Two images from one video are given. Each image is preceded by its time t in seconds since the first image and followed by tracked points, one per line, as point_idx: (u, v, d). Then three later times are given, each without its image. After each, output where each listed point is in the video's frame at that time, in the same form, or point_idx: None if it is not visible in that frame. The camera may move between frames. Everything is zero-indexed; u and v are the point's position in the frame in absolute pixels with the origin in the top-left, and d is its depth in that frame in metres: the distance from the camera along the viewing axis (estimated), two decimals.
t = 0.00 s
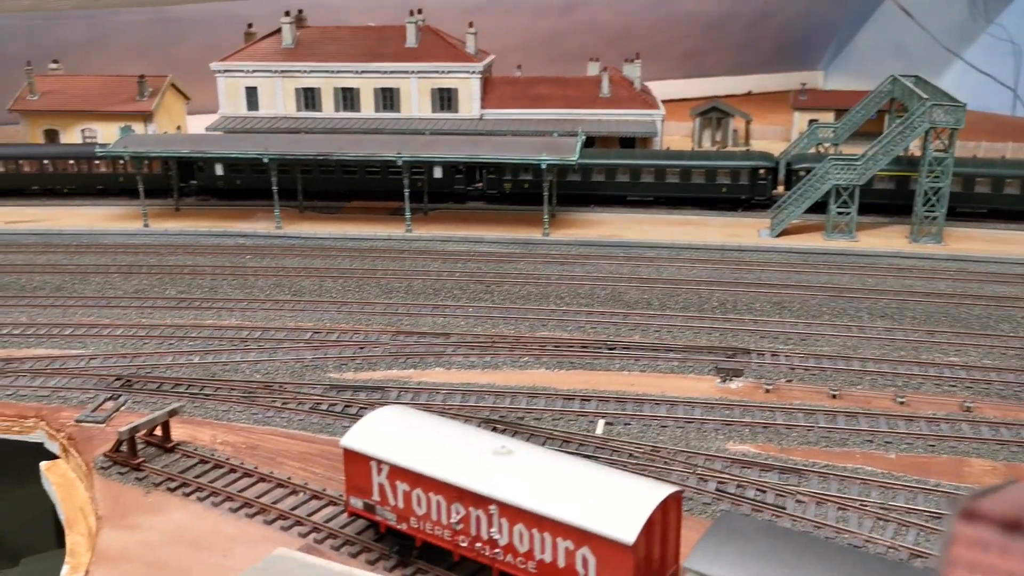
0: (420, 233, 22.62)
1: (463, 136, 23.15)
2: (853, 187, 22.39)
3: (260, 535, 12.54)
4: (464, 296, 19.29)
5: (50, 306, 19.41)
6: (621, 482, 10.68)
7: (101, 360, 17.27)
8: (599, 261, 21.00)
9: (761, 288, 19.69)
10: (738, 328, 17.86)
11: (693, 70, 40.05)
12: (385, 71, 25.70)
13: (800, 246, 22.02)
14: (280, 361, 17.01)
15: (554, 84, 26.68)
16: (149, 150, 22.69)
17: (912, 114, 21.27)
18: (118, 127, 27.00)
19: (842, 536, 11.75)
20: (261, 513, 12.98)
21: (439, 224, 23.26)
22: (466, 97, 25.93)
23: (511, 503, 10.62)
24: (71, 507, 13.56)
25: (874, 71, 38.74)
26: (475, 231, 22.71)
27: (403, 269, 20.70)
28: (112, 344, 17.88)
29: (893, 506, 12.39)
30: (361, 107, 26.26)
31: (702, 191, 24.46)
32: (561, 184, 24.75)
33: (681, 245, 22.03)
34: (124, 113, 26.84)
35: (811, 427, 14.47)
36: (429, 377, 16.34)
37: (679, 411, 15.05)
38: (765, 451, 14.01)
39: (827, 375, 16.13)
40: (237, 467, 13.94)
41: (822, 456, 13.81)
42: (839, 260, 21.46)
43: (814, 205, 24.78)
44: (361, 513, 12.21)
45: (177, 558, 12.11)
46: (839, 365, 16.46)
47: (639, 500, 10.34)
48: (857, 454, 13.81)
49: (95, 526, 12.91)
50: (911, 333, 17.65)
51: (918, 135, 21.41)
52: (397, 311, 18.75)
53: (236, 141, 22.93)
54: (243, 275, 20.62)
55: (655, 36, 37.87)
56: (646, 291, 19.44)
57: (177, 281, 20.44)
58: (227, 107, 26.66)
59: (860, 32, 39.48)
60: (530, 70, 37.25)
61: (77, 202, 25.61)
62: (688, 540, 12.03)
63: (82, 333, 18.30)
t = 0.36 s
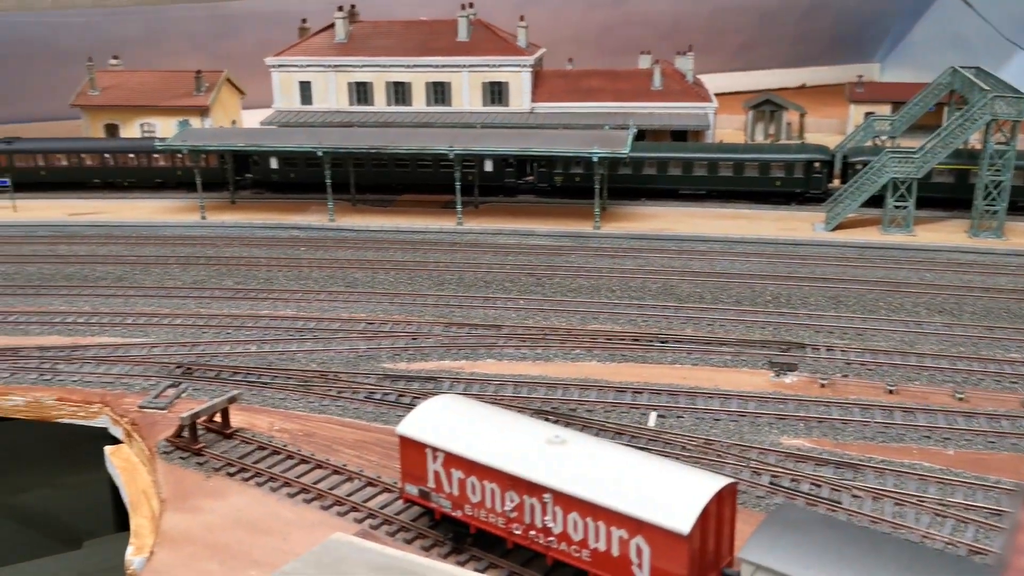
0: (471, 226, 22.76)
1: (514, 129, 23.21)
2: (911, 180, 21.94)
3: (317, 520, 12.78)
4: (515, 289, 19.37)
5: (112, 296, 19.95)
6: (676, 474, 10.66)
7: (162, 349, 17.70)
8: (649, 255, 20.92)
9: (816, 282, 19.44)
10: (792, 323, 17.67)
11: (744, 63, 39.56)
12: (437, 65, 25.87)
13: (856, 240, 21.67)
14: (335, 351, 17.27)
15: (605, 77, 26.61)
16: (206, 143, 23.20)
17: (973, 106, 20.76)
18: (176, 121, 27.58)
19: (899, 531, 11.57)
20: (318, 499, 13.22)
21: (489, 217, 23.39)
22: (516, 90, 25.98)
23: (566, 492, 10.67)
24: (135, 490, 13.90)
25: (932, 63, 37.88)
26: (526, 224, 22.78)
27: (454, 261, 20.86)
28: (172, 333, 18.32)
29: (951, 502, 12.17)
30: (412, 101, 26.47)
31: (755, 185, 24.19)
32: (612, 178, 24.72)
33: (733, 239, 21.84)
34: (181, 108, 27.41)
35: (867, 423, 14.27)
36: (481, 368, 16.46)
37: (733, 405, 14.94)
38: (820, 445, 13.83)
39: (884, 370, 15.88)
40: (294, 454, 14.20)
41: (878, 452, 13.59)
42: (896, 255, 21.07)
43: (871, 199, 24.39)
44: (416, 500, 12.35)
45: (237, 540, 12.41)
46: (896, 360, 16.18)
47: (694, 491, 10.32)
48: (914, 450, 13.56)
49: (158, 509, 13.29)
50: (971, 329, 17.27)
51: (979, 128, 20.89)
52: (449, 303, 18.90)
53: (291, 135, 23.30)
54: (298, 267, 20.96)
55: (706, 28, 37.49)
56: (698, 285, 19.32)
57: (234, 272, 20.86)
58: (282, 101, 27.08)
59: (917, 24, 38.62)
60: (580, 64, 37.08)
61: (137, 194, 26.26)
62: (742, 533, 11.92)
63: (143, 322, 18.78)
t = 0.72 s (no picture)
0: (521, 226, 22.88)
1: (564, 130, 23.26)
2: (969, 183, 21.55)
3: (373, 516, 12.98)
4: (565, 289, 19.45)
5: (171, 292, 20.44)
6: (734, 478, 10.63)
7: (220, 345, 18.07)
8: (700, 257, 20.84)
9: (870, 286, 19.21)
10: (846, 327, 17.50)
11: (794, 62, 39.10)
12: (487, 66, 26.00)
13: (911, 244, 21.35)
14: (388, 350, 17.51)
15: (656, 78, 26.55)
16: (261, 143, 23.61)
17: None
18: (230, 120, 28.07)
19: (959, 540, 11.43)
20: (374, 495, 13.42)
21: (539, 217, 23.49)
22: (567, 90, 26.00)
23: (623, 494, 10.69)
24: (195, 483, 14.32)
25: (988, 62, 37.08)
26: (576, 224, 22.84)
27: (505, 261, 20.99)
28: (229, 329, 18.70)
29: (1012, 512, 12.01)
30: (462, 101, 26.64)
31: (807, 187, 23.95)
32: (663, 178, 24.56)
33: (786, 241, 21.66)
34: (235, 107, 27.90)
35: (924, 429, 14.09)
36: (532, 368, 16.56)
37: (786, 410, 14.85)
38: (876, 451, 13.68)
39: (941, 376, 15.65)
40: (349, 450, 14.43)
41: (936, 459, 13.41)
42: (953, 259, 20.72)
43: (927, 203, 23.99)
44: (472, 499, 12.46)
45: (296, 534, 12.66)
46: (953, 366, 15.95)
47: (753, 495, 10.29)
48: (973, 459, 13.37)
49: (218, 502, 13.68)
50: None
51: None
52: (500, 303, 19.03)
53: (345, 134, 23.61)
54: (350, 266, 21.26)
55: (755, 27, 37.14)
56: (750, 288, 19.21)
57: (288, 270, 21.23)
58: (333, 101, 27.43)
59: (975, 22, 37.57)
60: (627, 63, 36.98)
61: (192, 192, 26.79)
62: (800, 540, 11.85)
63: (201, 318, 19.20)
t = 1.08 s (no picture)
0: (563, 222, 22.89)
1: (607, 126, 23.23)
2: (1022, 181, 21.11)
3: (418, 505, 13.07)
4: (607, 285, 19.42)
5: (218, 285, 20.77)
6: (783, 471, 10.52)
7: (266, 337, 18.30)
8: (744, 254, 20.68)
9: (919, 284, 18.92)
10: (894, 325, 17.25)
11: (838, 60, 38.63)
12: (530, 63, 26.06)
13: (961, 242, 20.98)
14: (431, 343, 17.63)
15: (699, 75, 26.43)
16: (307, 139, 23.89)
17: None
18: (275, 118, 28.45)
19: (1013, 539, 11.21)
20: (419, 485, 13.52)
21: (581, 214, 23.50)
22: (609, 87, 25.97)
23: (671, 486, 10.62)
24: (242, 471, 14.54)
25: None
26: (618, 221, 22.79)
27: (547, 257, 21.02)
28: (275, 322, 18.95)
29: None
30: (504, 99, 26.74)
31: (854, 184, 23.67)
32: (706, 175, 24.43)
33: (833, 238, 21.42)
34: (280, 105, 28.28)
35: (976, 428, 13.84)
36: (575, 362, 16.56)
37: (834, 407, 14.67)
38: (926, 449, 13.46)
39: (993, 375, 15.36)
40: (395, 441, 14.55)
41: (988, 458, 13.17)
42: (1004, 257, 20.32)
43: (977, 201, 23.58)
44: (516, 490, 12.43)
45: (343, 522, 12.78)
46: (1005, 365, 15.66)
47: (803, 488, 10.18)
48: None
49: (265, 490, 13.86)
50: None
51: None
52: (542, 299, 19.06)
53: (389, 131, 23.83)
54: (393, 261, 21.43)
55: (799, 25, 36.73)
56: (796, 285, 19.02)
57: (332, 265, 21.46)
58: (376, 99, 27.68)
59: None
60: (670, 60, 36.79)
61: (237, 188, 27.18)
62: (850, 537, 11.68)
63: (247, 311, 19.48)
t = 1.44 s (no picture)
0: (597, 222, 22.87)
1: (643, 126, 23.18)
2: None
3: (453, 500, 13.12)
4: (642, 285, 19.37)
5: (254, 279, 21.00)
6: (823, 473, 10.44)
7: (302, 331, 18.47)
8: (781, 256, 20.53)
9: (959, 289, 18.67)
10: (934, 329, 17.04)
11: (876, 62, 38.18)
12: (566, 62, 26.06)
13: (1003, 247, 20.68)
14: (465, 340, 17.69)
15: (737, 75, 26.32)
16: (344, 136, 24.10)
17: None
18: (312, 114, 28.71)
19: None
20: (454, 480, 13.58)
21: (616, 213, 23.47)
22: (645, 87, 25.89)
23: (710, 485, 10.56)
24: (279, 463, 14.69)
25: None
26: (653, 221, 22.72)
27: (581, 256, 21.01)
28: (311, 316, 19.12)
29: None
30: (540, 98, 26.76)
31: (893, 187, 23.39)
32: (743, 177, 24.29)
33: (871, 241, 21.21)
34: (316, 102, 28.53)
35: (1018, 435, 13.64)
36: (610, 362, 16.53)
37: (873, 410, 14.52)
38: (967, 455, 13.28)
39: None
40: (430, 436, 14.62)
41: None
42: None
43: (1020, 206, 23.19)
44: (552, 486, 12.40)
45: (379, 515, 12.87)
46: None
47: (844, 490, 10.10)
48: None
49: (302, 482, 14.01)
50: None
51: None
52: (576, 298, 19.07)
53: (425, 129, 23.98)
54: (428, 258, 21.55)
55: (836, 26, 36.39)
56: (833, 288, 18.85)
57: (367, 261, 21.62)
58: (412, 97, 27.84)
59: None
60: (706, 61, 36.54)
61: (273, 184, 27.48)
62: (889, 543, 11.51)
63: (283, 305, 19.67)
